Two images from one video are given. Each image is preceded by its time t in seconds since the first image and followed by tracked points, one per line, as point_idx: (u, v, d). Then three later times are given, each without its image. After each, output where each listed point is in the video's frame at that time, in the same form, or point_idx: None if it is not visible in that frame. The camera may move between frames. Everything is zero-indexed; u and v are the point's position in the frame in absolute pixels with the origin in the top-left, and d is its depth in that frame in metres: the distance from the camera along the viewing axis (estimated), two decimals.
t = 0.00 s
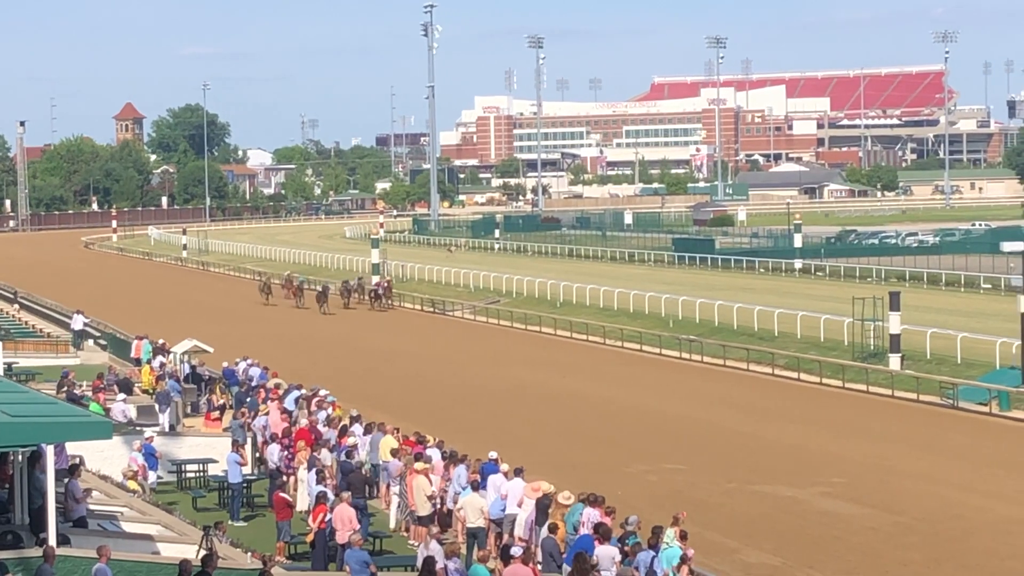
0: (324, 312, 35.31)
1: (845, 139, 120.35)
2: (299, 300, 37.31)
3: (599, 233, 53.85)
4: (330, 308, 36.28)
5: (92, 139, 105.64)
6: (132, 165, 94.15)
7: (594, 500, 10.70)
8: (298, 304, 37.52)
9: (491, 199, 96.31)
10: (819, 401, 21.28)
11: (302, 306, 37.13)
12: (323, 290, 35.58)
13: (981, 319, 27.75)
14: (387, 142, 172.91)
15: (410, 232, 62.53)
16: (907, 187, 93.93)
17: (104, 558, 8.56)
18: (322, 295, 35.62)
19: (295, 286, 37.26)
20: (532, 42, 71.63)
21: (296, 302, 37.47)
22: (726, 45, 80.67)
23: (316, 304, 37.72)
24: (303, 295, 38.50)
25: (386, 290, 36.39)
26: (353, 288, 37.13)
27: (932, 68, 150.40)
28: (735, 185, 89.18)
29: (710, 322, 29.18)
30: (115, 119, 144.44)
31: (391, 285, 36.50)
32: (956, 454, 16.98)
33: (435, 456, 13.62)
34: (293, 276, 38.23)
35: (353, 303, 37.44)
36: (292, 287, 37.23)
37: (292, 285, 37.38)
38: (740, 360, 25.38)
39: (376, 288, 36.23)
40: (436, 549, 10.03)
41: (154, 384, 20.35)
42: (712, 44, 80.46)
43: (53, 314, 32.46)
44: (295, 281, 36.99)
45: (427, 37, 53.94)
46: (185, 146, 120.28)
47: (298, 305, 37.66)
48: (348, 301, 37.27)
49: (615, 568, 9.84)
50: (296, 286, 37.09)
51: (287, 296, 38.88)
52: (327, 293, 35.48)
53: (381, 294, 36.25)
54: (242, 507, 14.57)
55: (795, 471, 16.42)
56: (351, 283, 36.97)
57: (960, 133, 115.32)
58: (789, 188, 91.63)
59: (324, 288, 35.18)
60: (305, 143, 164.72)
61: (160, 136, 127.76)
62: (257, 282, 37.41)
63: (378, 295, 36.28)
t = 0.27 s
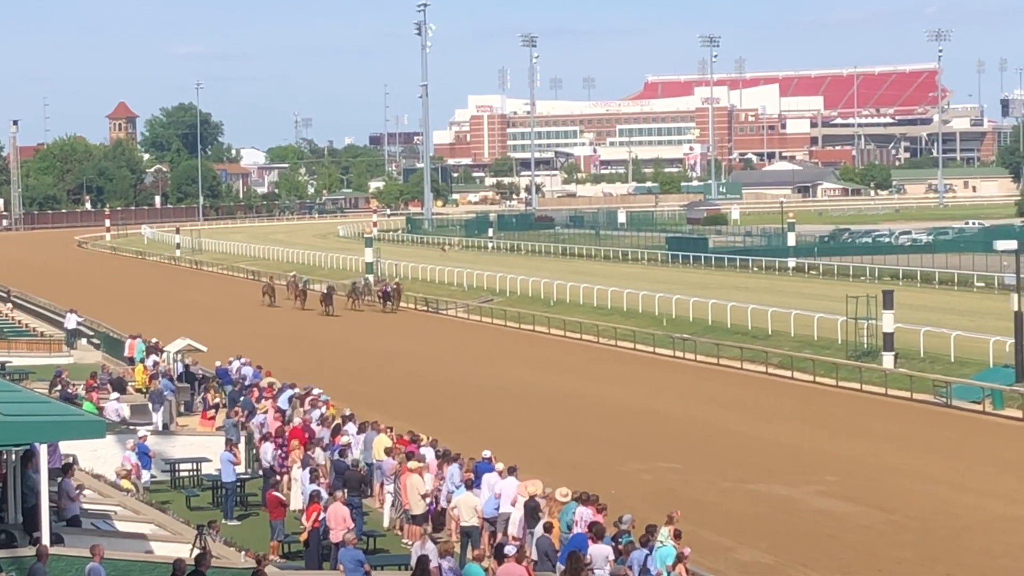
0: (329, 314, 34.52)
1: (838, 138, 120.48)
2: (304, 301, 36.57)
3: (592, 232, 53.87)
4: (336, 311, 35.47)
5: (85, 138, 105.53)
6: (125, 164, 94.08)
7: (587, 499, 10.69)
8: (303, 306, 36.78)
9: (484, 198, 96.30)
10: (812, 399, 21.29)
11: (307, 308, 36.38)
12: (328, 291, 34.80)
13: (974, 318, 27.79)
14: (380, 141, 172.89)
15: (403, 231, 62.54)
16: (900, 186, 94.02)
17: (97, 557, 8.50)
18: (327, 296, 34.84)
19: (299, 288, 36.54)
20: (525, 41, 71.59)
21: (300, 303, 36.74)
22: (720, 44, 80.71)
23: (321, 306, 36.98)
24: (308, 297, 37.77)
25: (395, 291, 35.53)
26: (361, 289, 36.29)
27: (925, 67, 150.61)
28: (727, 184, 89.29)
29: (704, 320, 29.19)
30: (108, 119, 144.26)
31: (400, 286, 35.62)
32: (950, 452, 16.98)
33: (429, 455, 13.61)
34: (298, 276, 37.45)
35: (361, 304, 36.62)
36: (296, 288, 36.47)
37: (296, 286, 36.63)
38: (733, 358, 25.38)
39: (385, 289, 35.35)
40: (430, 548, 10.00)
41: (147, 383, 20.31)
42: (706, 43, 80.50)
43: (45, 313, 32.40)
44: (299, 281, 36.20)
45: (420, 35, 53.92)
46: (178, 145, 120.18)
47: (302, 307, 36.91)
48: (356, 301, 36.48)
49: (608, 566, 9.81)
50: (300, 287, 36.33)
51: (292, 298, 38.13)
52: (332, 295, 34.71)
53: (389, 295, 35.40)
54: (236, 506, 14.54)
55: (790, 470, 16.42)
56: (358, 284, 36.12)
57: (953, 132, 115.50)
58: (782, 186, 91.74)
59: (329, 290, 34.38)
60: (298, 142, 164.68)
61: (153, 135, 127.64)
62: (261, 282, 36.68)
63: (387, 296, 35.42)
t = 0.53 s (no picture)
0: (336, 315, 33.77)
1: (834, 135, 120.62)
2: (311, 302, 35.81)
3: (589, 229, 53.90)
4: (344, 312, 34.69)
5: (82, 136, 105.51)
6: (121, 162, 94.07)
7: (583, 496, 10.69)
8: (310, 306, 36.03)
9: (480, 195, 96.35)
10: (808, 396, 21.31)
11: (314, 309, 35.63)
12: (337, 291, 34.03)
13: (970, 314, 27.83)
14: (377, 139, 172.96)
15: (400, 228, 62.55)
16: (896, 182, 94.09)
17: (93, 555, 8.50)
18: (335, 297, 34.07)
19: (306, 288, 35.80)
20: (522, 38, 71.60)
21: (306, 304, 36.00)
22: (716, 41, 80.75)
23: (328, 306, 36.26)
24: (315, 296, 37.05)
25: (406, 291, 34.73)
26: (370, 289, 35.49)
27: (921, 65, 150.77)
28: (723, 181, 89.42)
29: (701, 317, 29.21)
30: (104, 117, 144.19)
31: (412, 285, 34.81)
32: (946, 450, 17.00)
33: (425, 452, 13.60)
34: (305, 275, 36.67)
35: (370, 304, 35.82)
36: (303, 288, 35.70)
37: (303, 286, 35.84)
38: (730, 355, 25.39)
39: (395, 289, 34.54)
40: (427, 546, 9.99)
41: (144, 381, 20.29)
42: (702, 40, 80.56)
43: (41, 311, 32.39)
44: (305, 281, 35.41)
45: (417, 33, 53.95)
46: (174, 143, 120.17)
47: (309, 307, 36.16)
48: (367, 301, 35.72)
49: (604, 564, 9.82)
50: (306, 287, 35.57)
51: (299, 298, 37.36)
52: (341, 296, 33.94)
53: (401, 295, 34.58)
54: (232, 504, 14.53)
55: (786, 467, 16.42)
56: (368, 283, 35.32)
57: (949, 129, 115.60)
58: (779, 183, 91.84)
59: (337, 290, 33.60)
60: (295, 139, 164.71)
61: (149, 133, 127.62)
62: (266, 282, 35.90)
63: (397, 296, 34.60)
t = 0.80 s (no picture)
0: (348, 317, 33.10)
1: (831, 133, 120.66)
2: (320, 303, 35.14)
3: (586, 227, 53.93)
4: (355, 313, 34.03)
5: (78, 134, 105.47)
6: (118, 160, 94.12)
7: (581, 494, 10.70)
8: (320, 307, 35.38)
9: (478, 193, 96.38)
10: (805, 394, 21.33)
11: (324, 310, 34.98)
12: (347, 292, 33.38)
13: (967, 312, 27.88)
14: (374, 137, 172.97)
15: (396, 226, 62.58)
16: (894, 180, 94.11)
17: (90, 553, 8.50)
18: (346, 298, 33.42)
19: (315, 288, 35.10)
20: (518, 35, 71.57)
21: (316, 305, 35.34)
22: (713, 38, 80.76)
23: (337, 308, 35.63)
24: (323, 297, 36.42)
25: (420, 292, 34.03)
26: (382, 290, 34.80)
27: (919, 64, 150.82)
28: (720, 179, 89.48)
29: (697, 315, 29.24)
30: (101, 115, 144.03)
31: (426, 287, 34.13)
32: (943, 447, 17.02)
33: (422, 449, 13.60)
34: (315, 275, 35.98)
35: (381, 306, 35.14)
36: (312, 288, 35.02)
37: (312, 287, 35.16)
38: (727, 353, 25.40)
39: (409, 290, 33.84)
40: (424, 544, 9.99)
41: (140, 379, 20.30)
42: (699, 37, 80.59)
43: (39, 310, 32.39)
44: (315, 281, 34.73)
45: (413, 31, 53.95)
46: (171, 141, 120.15)
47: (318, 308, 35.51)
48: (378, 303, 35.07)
49: (601, 562, 9.85)
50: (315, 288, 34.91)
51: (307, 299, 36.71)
52: (352, 297, 33.23)
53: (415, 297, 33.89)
54: (229, 502, 14.53)
55: (782, 464, 16.45)
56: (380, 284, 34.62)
57: (947, 126, 115.69)
58: (776, 181, 91.92)
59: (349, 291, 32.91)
60: (292, 138, 164.74)
61: (146, 131, 127.60)
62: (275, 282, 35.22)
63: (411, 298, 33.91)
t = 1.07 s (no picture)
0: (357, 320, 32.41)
1: (827, 132, 120.62)
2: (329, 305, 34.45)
3: (582, 226, 53.88)
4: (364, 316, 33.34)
5: (74, 133, 105.34)
6: (114, 159, 93.99)
7: (577, 493, 10.73)
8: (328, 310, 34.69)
9: (473, 191, 96.34)
10: (802, 392, 21.32)
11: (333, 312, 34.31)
12: (357, 294, 32.69)
13: (963, 310, 27.86)
14: (370, 136, 172.86)
15: (392, 225, 62.51)
16: (890, 179, 94.08)
17: (86, 551, 8.50)
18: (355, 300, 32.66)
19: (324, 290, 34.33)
20: (514, 34, 71.50)
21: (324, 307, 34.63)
22: (709, 37, 80.67)
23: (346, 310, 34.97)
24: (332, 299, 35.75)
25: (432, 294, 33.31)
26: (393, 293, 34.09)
27: (915, 64, 150.82)
28: (716, 177, 89.47)
29: (692, 313, 29.22)
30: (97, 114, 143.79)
31: (438, 289, 33.41)
32: (939, 445, 17.03)
33: (418, 447, 13.60)
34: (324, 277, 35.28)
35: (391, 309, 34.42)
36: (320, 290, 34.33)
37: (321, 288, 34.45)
38: (724, 352, 25.40)
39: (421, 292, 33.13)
40: (420, 542, 9.99)
41: (136, 377, 20.28)
42: (695, 36, 80.51)
43: (34, 308, 32.34)
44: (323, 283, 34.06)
45: (409, 29, 53.87)
46: (167, 140, 119.96)
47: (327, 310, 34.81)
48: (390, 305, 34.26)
49: (597, 560, 9.86)
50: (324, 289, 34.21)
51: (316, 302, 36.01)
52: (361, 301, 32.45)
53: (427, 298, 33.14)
54: (225, 500, 14.51)
55: (778, 462, 16.45)
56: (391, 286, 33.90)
57: (943, 125, 115.73)
58: (771, 179, 91.91)
59: (359, 293, 32.20)
60: (288, 136, 164.60)
61: (142, 129, 127.44)
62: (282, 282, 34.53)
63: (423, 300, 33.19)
